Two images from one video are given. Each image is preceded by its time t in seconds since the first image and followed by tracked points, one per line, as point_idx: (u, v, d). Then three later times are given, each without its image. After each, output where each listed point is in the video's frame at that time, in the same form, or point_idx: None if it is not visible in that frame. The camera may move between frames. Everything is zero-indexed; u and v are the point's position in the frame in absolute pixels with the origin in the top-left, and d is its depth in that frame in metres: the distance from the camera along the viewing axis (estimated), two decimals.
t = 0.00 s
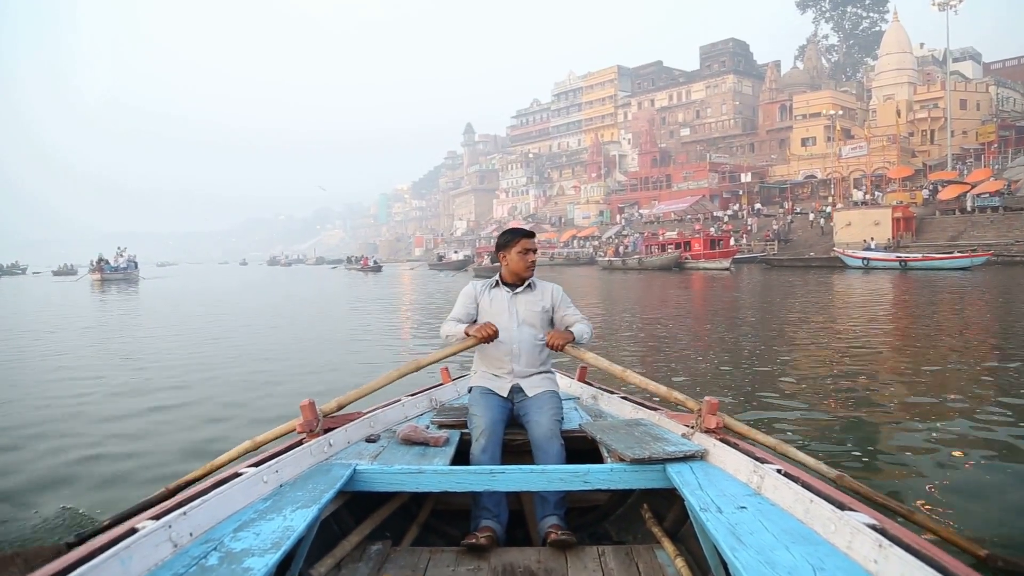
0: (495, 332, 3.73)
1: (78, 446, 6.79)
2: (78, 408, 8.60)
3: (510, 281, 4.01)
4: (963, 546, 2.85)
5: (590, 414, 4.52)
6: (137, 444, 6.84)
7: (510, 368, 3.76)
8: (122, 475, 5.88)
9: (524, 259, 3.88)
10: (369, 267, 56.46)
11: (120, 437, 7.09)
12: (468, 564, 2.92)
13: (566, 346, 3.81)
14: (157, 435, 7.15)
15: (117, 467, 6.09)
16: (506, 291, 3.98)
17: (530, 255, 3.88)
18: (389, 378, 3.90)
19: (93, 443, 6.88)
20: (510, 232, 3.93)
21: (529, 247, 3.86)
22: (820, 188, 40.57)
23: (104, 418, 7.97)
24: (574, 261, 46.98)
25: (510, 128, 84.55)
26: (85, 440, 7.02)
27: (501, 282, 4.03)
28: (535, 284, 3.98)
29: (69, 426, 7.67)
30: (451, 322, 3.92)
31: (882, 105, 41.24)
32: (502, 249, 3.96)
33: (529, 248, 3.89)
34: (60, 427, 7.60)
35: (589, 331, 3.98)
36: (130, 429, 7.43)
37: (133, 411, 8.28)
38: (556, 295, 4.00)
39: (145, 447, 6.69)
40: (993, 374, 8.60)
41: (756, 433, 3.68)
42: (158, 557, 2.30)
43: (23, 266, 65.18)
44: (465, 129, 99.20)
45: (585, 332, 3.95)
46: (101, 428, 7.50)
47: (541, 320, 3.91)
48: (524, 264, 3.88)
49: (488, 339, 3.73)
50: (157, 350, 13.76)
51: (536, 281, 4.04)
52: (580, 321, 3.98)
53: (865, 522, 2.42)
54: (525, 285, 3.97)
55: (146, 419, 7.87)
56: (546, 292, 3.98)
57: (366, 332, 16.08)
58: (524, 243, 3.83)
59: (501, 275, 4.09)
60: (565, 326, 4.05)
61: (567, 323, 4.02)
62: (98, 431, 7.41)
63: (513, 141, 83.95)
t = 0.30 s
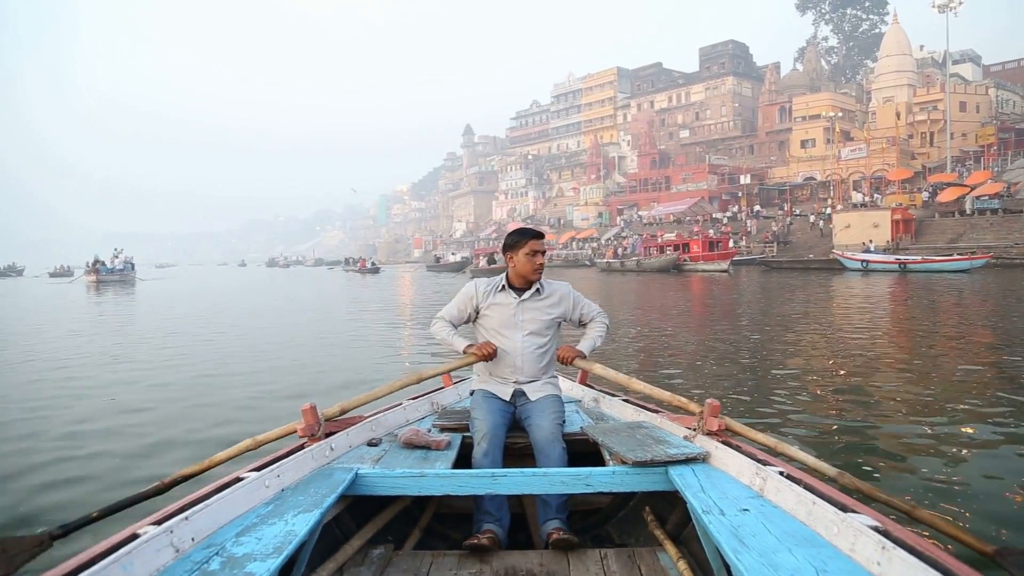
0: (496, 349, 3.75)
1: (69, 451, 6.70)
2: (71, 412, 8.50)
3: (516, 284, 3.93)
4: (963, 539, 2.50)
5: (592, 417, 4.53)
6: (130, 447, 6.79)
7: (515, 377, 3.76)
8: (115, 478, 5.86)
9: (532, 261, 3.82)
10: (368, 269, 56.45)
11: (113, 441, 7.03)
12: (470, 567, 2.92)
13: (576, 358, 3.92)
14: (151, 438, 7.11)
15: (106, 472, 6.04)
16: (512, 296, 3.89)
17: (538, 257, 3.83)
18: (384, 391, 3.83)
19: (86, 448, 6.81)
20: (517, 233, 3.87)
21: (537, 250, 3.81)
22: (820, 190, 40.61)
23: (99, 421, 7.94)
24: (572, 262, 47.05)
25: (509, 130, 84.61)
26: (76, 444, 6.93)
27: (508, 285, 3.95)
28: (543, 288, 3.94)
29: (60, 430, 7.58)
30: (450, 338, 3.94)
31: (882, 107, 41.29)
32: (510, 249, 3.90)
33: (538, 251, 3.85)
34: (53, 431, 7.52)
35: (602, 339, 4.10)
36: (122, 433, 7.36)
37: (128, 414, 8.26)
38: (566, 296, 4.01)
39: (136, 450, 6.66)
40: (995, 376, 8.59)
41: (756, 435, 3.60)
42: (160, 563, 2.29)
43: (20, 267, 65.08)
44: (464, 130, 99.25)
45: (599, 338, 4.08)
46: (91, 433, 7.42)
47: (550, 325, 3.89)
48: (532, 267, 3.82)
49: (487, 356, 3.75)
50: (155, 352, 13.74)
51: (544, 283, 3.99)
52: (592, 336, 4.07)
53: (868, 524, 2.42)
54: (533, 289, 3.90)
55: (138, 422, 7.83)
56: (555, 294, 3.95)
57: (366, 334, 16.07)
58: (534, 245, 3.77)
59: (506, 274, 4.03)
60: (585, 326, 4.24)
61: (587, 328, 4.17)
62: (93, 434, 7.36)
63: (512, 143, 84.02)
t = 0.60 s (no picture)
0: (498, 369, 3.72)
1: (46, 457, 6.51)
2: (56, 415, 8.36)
3: (517, 291, 3.84)
4: (954, 504, 2.58)
5: (589, 417, 4.52)
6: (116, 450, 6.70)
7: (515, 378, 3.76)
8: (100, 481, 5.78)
9: (532, 267, 3.73)
10: (362, 269, 56.28)
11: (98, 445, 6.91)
12: (467, 568, 2.91)
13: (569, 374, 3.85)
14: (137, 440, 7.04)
15: (84, 477, 5.92)
16: (512, 304, 3.80)
17: (538, 262, 3.73)
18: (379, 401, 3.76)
19: (67, 453, 6.66)
20: (517, 237, 3.78)
21: (537, 255, 3.72)
22: (815, 190, 40.72)
23: (89, 424, 7.85)
24: (568, 263, 47.07)
25: (505, 130, 84.60)
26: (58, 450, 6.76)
27: (510, 291, 3.84)
28: (544, 295, 3.86)
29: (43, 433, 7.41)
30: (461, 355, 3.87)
31: (877, 107, 41.41)
32: (513, 252, 3.80)
33: (539, 255, 3.75)
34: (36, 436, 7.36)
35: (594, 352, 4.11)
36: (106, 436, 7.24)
37: (117, 416, 8.18)
38: (565, 300, 3.95)
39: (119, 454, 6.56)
40: (990, 376, 8.63)
41: (752, 429, 3.63)
42: (156, 564, 2.27)
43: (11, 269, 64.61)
44: (460, 130, 99.14)
45: (594, 350, 4.09)
46: (69, 438, 7.22)
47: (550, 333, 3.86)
48: (532, 273, 3.73)
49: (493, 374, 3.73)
50: (148, 354, 13.64)
51: (543, 287, 3.91)
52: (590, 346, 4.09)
53: (864, 525, 2.41)
54: (533, 297, 3.82)
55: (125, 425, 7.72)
56: (554, 300, 3.89)
57: (361, 335, 16.02)
58: (535, 250, 3.68)
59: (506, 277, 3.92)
60: (582, 332, 4.22)
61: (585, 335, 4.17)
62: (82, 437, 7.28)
63: (507, 143, 84.01)
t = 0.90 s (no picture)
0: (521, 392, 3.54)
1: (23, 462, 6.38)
2: (49, 417, 8.31)
3: (516, 297, 3.85)
4: (976, 473, 2.79)
5: (588, 417, 4.51)
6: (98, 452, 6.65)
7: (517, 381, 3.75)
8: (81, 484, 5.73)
9: (530, 271, 3.73)
10: (360, 270, 56.24)
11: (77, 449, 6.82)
12: (465, 567, 2.90)
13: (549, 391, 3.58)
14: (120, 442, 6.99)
15: (65, 479, 5.86)
16: (512, 310, 3.81)
17: (536, 267, 3.73)
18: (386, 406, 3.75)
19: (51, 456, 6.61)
20: (516, 241, 3.78)
21: (536, 259, 3.72)
22: (814, 191, 40.78)
23: (84, 425, 7.84)
24: (567, 263, 47.09)
25: (504, 131, 84.61)
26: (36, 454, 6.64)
27: (510, 296, 3.84)
28: (542, 299, 3.86)
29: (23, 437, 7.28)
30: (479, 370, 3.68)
31: (876, 107, 41.46)
32: (511, 256, 3.79)
33: (537, 260, 3.74)
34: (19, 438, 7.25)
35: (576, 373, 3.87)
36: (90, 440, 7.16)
37: (114, 418, 8.16)
38: (561, 305, 3.91)
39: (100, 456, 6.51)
40: (990, 376, 8.64)
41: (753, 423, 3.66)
42: (155, 561, 2.26)
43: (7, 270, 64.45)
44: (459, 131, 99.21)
45: (578, 366, 3.86)
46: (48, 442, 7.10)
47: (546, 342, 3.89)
48: (530, 277, 3.73)
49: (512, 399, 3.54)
50: (146, 355, 13.63)
51: (543, 290, 3.90)
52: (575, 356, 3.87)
53: (863, 526, 2.42)
54: (532, 302, 3.82)
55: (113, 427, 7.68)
56: (552, 304, 3.89)
57: (360, 336, 16.00)
58: (533, 255, 3.67)
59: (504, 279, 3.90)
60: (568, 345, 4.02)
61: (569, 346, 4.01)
62: (78, 437, 7.27)
63: (506, 144, 84.09)
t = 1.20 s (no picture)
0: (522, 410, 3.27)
1: None
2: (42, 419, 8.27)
3: (514, 296, 3.87)
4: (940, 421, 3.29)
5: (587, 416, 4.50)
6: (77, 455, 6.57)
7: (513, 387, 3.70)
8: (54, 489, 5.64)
9: (524, 267, 3.73)
10: (359, 270, 56.19)
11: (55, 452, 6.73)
12: (464, 565, 2.90)
13: (534, 407, 3.33)
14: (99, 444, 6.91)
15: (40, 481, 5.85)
16: (510, 310, 3.84)
17: (529, 263, 3.72)
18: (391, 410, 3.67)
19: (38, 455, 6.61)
20: (508, 237, 3.77)
21: (528, 255, 3.71)
22: (814, 190, 40.75)
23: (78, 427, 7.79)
24: (566, 263, 47.05)
25: (503, 130, 84.55)
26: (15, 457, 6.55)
27: (506, 295, 3.87)
28: (538, 298, 3.85)
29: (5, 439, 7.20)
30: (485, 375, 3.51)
31: (875, 106, 41.42)
32: (503, 253, 3.79)
33: (530, 255, 3.73)
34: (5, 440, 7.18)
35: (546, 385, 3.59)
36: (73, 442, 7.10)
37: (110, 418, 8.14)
38: (554, 307, 3.82)
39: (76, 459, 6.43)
40: (990, 375, 8.64)
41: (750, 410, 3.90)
42: (154, 557, 2.26)
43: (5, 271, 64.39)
44: (458, 130, 99.11)
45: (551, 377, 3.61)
46: (26, 444, 7.00)
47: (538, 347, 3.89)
48: (523, 273, 3.73)
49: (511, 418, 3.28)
50: (144, 355, 13.60)
51: (538, 287, 3.89)
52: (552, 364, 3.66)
53: (862, 526, 2.41)
54: (528, 300, 3.84)
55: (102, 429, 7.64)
56: (547, 303, 3.85)
57: (359, 336, 15.97)
58: (525, 250, 3.67)
59: (501, 279, 3.91)
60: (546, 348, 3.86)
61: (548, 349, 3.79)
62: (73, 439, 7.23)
63: (506, 143, 84.03)
